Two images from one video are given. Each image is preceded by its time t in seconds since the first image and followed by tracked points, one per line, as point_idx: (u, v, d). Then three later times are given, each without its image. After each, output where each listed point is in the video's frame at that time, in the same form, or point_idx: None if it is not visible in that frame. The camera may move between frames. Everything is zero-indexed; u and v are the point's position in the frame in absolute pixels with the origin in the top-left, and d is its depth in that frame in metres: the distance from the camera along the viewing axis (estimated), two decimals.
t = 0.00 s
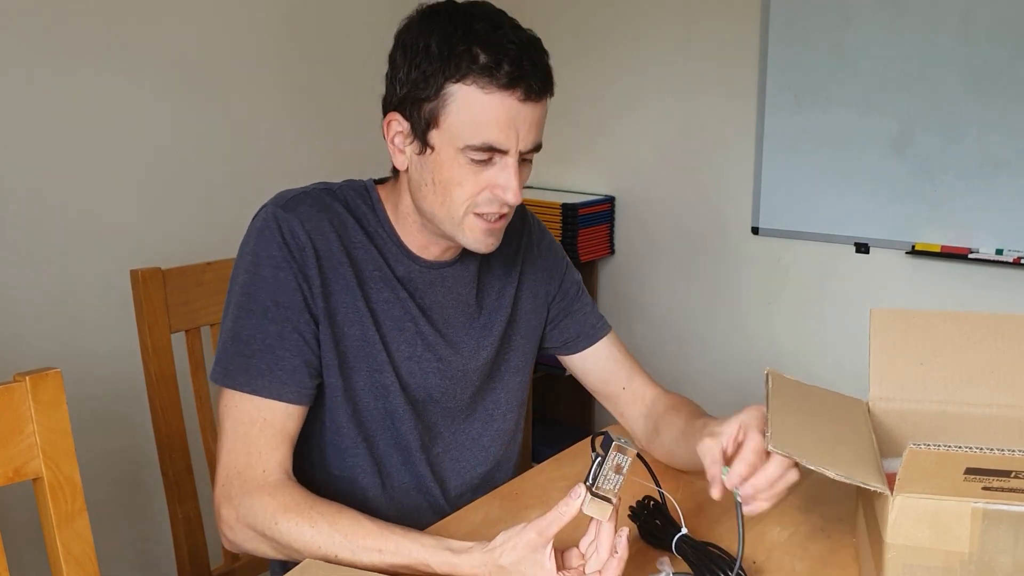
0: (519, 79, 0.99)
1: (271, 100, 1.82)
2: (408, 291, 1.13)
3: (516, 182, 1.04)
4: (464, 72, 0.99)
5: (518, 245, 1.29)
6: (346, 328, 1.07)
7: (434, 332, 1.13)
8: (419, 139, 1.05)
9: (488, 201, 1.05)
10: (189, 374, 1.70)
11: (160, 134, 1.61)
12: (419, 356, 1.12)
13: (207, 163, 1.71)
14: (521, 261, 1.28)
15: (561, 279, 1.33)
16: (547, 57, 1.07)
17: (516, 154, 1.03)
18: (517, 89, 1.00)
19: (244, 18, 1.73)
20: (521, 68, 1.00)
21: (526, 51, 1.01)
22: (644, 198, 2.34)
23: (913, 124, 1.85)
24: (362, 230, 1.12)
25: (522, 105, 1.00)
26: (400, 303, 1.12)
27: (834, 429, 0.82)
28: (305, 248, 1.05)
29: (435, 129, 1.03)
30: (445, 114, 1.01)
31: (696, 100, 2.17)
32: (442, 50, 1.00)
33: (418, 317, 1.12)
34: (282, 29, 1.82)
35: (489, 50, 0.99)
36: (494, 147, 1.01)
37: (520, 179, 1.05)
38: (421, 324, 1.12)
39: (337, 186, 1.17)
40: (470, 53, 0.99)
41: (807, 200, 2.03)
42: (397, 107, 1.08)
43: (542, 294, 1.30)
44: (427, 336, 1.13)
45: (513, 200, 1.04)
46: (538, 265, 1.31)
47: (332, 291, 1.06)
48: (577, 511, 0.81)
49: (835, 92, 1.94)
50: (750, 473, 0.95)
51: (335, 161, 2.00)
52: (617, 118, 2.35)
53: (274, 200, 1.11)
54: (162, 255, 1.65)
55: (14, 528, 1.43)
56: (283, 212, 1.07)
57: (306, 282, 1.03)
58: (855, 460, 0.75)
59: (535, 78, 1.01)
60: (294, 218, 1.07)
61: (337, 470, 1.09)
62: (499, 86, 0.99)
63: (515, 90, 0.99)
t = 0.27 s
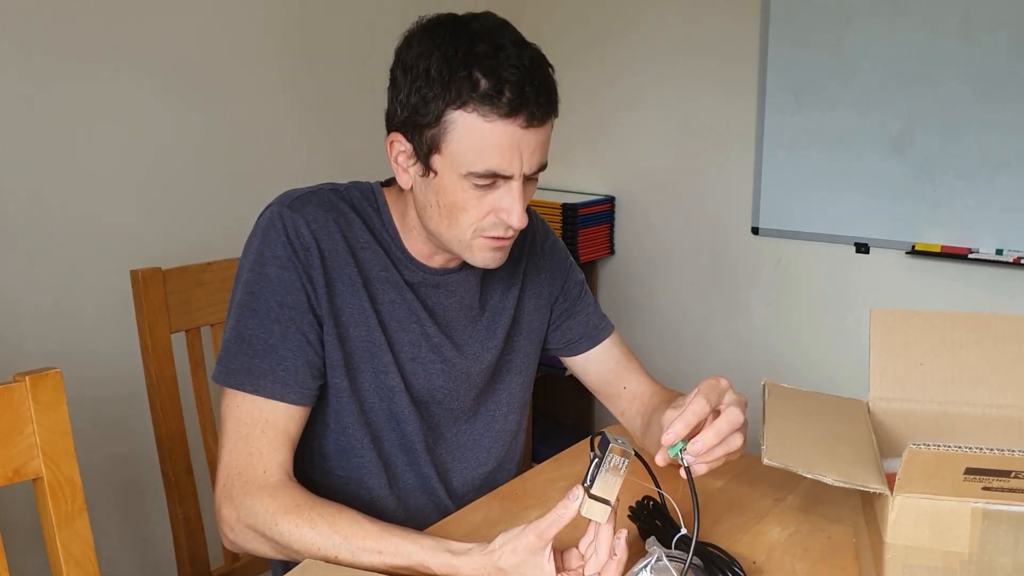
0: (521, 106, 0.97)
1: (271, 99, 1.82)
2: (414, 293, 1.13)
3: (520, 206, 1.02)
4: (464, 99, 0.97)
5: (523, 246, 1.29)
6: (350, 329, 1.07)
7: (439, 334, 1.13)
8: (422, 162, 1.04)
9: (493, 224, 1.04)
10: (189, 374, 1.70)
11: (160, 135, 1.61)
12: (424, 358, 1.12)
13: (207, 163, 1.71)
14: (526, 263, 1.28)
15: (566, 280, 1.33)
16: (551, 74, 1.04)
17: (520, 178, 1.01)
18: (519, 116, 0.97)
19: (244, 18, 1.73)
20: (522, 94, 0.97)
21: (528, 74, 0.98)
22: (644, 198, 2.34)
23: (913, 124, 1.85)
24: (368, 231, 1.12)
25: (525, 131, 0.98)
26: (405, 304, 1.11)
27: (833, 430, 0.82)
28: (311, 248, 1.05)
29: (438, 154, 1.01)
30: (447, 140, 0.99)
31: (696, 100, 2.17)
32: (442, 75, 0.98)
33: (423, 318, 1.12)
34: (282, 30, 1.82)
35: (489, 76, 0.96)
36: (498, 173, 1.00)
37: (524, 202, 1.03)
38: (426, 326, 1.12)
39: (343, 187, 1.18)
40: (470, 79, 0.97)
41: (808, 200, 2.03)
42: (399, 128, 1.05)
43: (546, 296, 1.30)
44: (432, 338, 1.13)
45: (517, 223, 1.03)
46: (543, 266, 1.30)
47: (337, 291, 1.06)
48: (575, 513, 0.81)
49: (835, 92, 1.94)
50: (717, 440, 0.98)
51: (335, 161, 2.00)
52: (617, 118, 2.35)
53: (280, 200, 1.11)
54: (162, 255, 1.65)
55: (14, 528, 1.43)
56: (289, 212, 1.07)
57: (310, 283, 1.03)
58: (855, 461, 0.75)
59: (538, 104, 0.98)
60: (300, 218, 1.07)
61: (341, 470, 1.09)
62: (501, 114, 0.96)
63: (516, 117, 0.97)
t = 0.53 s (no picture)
0: (503, 124, 0.93)
1: (271, 99, 1.82)
2: (416, 295, 1.12)
3: (514, 222, 1.00)
4: (444, 121, 0.94)
5: (525, 247, 1.28)
6: (350, 331, 1.07)
7: (439, 336, 1.13)
8: (412, 182, 1.02)
9: (488, 240, 1.02)
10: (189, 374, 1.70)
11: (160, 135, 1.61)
12: (424, 361, 1.12)
13: (207, 163, 1.71)
14: (528, 265, 1.27)
15: (569, 282, 1.32)
16: (536, 83, 0.99)
17: (511, 195, 0.98)
18: (501, 134, 0.94)
19: (244, 18, 1.73)
20: (503, 111, 0.93)
21: (509, 89, 0.94)
22: (644, 198, 2.34)
23: (913, 123, 1.85)
24: (370, 231, 1.12)
25: (510, 149, 0.95)
26: (406, 306, 1.11)
27: (834, 429, 0.82)
28: (311, 248, 1.05)
29: (426, 176, 0.99)
30: (433, 162, 0.97)
31: (696, 100, 2.17)
32: (422, 95, 0.95)
33: (424, 320, 1.12)
34: (282, 30, 1.82)
35: (469, 95, 0.93)
36: (487, 192, 0.97)
37: (518, 217, 1.01)
38: (426, 328, 1.12)
39: (345, 187, 1.17)
40: (449, 100, 0.93)
41: (808, 199, 2.03)
42: (387, 149, 1.03)
43: (548, 297, 1.29)
44: (432, 340, 1.12)
45: (512, 239, 1.01)
46: (546, 267, 1.30)
47: (337, 292, 1.06)
48: (573, 511, 0.81)
49: (835, 92, 1.94)
50: (712, 439, 0.98)
51: (335, 160, 2.00)
52: (617, 118, 2.35)
53: (281, 199, 1.11)
54: (162, 255, 1.65)
55: (14, 529, 1.43)
56: (289, 212, 1.07)
57: (310, 283, 1.03)
58: (855, 461, 0.75)
59: (522, 119, 0.94)
60: (300, 218, 1.07)
61: (340, 471, 1.09)
62: (483, 134, 0.93)
63: (499, 136, 0.94)
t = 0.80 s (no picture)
0: (480, 136, 0.92)
1: (271, 99, 1.82)
2: (415, 295, 1.12)
3: (501, 232, 0.99)
4: (423, 136, 0.93)
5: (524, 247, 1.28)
6: (349, 331, 1.06)
7: (438, 336, 1.13)
8: (399, 195, 1.02)
9: (478, 250, 1.01)
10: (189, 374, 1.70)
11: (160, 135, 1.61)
12: (423, 361, 1.12)
13: (207, 163, 1.71)
14: (528, 265, 1.27)
15: (569, 283, 1.32)
16: (518, 90, 0.97)
17: (496, 206, 0.98)
18: (480, 147, 0.93)
19: (244, 18, 1.73)
20: (480, 124, 0.92)
21: (486, 100, 0.93)
22: (644, 198, 2.34)
23: (913, 123, 1.85)
24: (369, 231, 1.12)
25: (490, 161, 0.94)
26: (406, 306, 1.11)
27: (833, 429, 0.82)
28: (309, 248, 1.05)
29: (411, 189, 0.99)
30: (416, 176, 0.97)
31: (696, 99, 2.17)
32: (401, 109, 0.94)
33: (423, 320, 1.12)
34: (281, 29, 1.82)
35: (445, 109, 0.92)
36: (471, 204, 0.97)
37: (506, 227, 1.00)
38: (426, 328, 1.12)
39: (344, 188, 1.17)
40: (427, 113, 0.93)
41: (809, 200, 2.03)
42: (374, 162, 1.03)
43: (548, 298, 1.29)
44: (431, 340, 1.12)
45: (501, 249, 1.00)
46: (545, 268, 1.29)
47: (336, 293, 1.06)
48: (574, 511, 0.81)
49: (835, 92, 1.94)
50: (708, 439, 0.99)
51: (335, 160, 2.00)
52: (617, 118, 2.35)
53: (279, 199, 1.11)
54: (162, 255, 1.65)
55: (14, 529, 1.43)
56: (288, 212, 1.07)
57: (308, 283, 1.03)
58: (855, 461, 0.75)
59: (500, 131, 0.93)
60: (299, 218, 1.07)
61: (341, 471, 1.09)
62: (462, 148, 0.93)
63: (477, 148, 0.93)
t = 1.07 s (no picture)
0: (480, 136, 0.92)
1: (271, 100, 1.82)
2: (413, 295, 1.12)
3: (501, 231, 0.99)
4: (423, 135, 0.93)
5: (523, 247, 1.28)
6: (348, 331, 1.06)
7: (438, 336, 1.12)
8: (399, 194, 1.02)
9: (477, 250, 1.01)
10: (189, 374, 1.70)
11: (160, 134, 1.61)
12: (423, 361, 1.12)
13: (207, 163, 1.71)
14: (527, 265, 1.27)
15: (568, 283, 1.32)
16: (518, 90, 0.97)
17: (496, 205, 0.98)
18: (480, 146, 0.93)
19: (244, 18, 1.73)
20: (480, 123, 0.92)
21: (486, 100, 0.92)
22: (644, 198, 2.34)
23: (913, 123, 1.85)
24: (368, 231, 1.12)
25: (490, 160, 0.94)
26: (405, 306, 1.11)
27: (832, 429, 0.82)
28: (308, 248, 1.05)
29: (411, 189, 0.99)
30: (416, 175, 0.97)
31: (696, 99, 2.17)
32: (401, 108, 0.94)
33: (422, 320, 1.12)
34: (281, 30, 1.82)
35: (446, 108, 0.92)
36: (471, 203, 0.97)
37: (506, 226, 1.00)
38: (425, 328, 1.12)
39: (343, 187, 1.17)
40: (427, 113, 0.93)
41: (808, 200, 2.03)
42: (374, 162, 1.03)
43: (547, 299, 1.29)
44: (431, 340, 1.12)
45: (501, 249, 1.00)
46: (545, 268, 1.29)
47: (335, 293, 1.06)
48: (574, 510, 0.81)
49: (835, 92, 1.94)
50: (706, 441, 0.99)
51: (335, 160, 2.00)
52: (617, 118, 2.35)
53: (278, 199, 1.11)
54: (162, 255, 1.65)
55: (14, 529, 1.43)
56: (286, 211, 1.07)
57: (307, 283, 1.03)
58: (855, 461, 0.75)
59: (500, 131, 0.93)
60: (297, 217, 1.07)
61: (341, 470, 1.09)
62: (462, 147, 0.93)
63: (477, 148, 0.93)
